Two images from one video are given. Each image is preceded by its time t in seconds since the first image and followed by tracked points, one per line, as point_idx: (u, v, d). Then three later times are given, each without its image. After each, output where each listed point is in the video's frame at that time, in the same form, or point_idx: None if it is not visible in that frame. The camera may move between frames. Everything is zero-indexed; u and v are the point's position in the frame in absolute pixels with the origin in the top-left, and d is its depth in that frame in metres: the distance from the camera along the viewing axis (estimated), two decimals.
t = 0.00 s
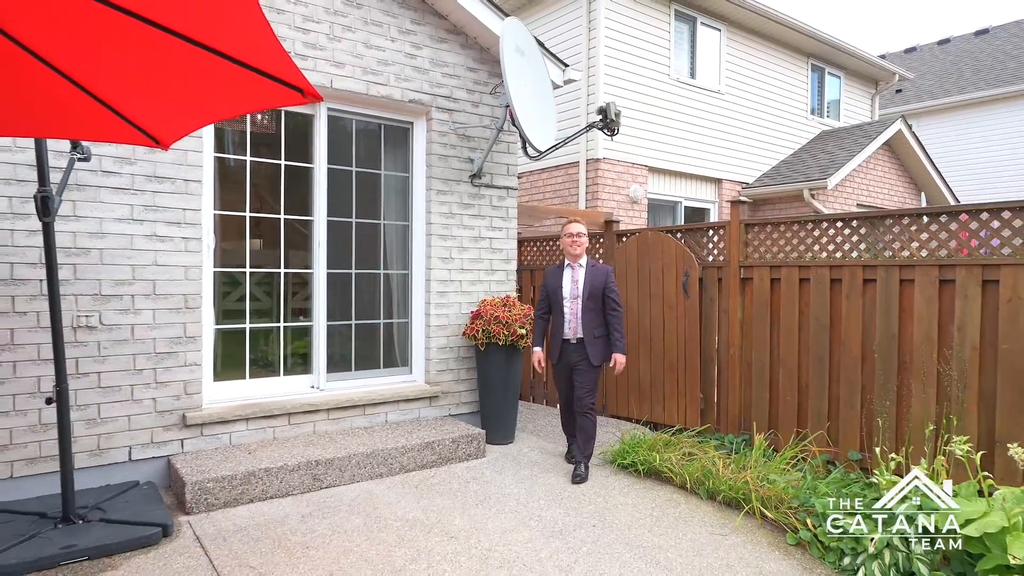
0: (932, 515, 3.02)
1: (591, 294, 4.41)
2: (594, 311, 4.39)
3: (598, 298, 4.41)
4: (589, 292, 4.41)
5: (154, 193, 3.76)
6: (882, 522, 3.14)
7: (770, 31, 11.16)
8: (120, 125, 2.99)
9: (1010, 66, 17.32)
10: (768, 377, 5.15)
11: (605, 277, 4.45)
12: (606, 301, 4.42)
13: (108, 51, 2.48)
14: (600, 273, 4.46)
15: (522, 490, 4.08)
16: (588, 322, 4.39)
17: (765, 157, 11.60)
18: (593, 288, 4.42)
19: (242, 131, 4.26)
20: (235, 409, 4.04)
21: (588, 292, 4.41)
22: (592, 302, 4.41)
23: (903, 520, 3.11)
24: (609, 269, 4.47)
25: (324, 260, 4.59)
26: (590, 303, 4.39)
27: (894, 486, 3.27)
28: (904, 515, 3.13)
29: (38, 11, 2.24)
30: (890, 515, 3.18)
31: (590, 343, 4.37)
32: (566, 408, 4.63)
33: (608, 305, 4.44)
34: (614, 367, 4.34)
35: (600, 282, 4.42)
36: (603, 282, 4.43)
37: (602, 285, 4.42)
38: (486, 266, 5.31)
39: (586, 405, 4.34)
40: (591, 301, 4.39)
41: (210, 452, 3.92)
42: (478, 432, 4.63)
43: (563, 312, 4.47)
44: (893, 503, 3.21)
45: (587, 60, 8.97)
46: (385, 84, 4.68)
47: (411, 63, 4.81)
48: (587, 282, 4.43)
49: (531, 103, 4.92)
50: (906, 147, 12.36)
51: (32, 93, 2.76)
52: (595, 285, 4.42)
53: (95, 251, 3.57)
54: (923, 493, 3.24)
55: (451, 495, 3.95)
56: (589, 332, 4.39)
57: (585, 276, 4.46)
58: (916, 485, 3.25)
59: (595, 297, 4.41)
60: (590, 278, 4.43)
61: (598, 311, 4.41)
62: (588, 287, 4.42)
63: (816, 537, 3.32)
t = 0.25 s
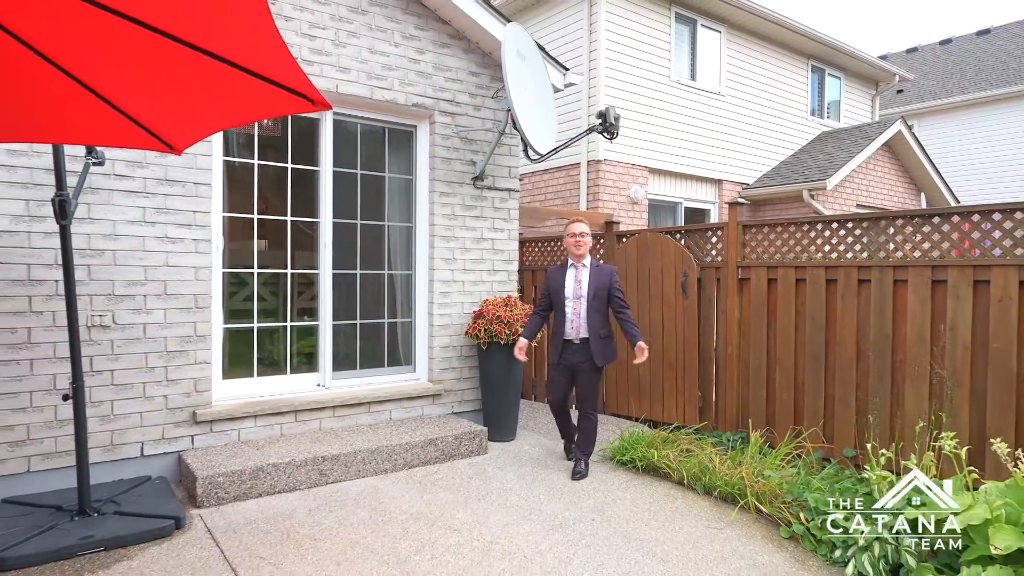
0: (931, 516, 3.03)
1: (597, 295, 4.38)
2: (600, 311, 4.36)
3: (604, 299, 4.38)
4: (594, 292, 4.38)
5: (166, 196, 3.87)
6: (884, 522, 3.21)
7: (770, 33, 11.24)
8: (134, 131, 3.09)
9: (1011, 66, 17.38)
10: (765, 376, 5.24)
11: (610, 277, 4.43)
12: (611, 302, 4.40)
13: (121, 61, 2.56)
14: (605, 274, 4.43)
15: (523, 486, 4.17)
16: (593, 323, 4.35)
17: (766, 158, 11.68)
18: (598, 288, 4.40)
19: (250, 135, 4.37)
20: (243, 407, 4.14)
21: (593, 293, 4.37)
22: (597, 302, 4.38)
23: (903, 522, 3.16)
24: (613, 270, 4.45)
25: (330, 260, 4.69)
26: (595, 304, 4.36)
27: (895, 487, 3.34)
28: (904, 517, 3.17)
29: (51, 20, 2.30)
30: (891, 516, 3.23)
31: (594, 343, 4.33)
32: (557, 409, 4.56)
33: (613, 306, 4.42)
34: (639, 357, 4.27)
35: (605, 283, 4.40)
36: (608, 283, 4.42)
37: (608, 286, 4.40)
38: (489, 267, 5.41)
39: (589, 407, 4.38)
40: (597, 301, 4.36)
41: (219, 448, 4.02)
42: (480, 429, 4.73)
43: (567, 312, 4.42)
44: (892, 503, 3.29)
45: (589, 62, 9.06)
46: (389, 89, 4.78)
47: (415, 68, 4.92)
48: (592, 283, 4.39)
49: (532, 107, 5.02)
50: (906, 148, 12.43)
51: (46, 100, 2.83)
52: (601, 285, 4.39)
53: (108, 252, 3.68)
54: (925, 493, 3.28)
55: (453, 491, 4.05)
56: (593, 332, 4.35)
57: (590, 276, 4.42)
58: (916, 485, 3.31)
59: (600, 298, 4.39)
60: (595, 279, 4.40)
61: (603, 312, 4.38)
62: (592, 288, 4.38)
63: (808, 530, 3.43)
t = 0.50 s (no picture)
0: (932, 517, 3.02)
1: (599, 296, 4.40)
2: (602, 312, 4.38)
3: (606, 300, 4.41)
4: (597, 293, 4.40)
5: (177, 198, 3.98)
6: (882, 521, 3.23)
7: (770, 35, 11.33)
8: (143, 133, 3.13)
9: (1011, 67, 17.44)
10: (762, 375, 5.34)
11: (612, 279, 4.47)
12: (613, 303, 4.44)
13: (131, 64, 2.59)
14: (606, 276, 4.46)
15: (524, 482, 4.27)
16: (596, 324, 4.37)
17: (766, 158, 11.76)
18: (601, 290, 4.42)
19: (258, 138, 4.48)
20: (252, 404, 4.25)
21: (596, 295, 4.39)
22: (600, 304, 4.40)
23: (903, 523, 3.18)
24: (615, 271, 4.49)
25: (336, 261, 4.80)
26: (598, 305, 4.38)
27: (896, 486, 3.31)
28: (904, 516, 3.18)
29: (60, 24, 2.33)
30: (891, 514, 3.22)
31: (597, 344, 4.35)
32: (551, 410, 4.42)
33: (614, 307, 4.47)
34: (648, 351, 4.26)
35: (607, 284, 4.43)
36: (610, 285, 4.45)
37: (610, 287, 4.44)
38: (491, 267, 5.51)
39: (588, 408, 4.46)
40: (600, 302, 4.38)
41: (229, 444, 4.13)
42: (482, 426, 4.83)
43: (569, 313, 4.41)
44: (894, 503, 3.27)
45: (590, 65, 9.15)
46: (394, 93, 4.89)
47: (419, 72, 5.02)
48: (594, 284, 4.41)
49: (533, 110, 5.12)
50: (905, 149, 12.51)
51: (54, 104, 2.85)
52: (603, 286, 4.42)
53: (121, 253, 3.79)
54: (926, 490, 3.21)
55: (457, 486, 4.15)
56: (596, 333, 4.36)
57: (592, 277, 4.43)
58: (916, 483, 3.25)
59: (602, 299, 4.41)
60: (597, 281, 4.42)
61: (605, 313, 4.40)
62: (595, 289, 4.40)
63: (802, 524, 3.53)
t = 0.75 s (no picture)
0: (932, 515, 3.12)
1: (598, 298, 4.42)
2: (601, 315, 4.40)
3: (604, 302, 4.43)
4: (595, 295, 4.41)
5: (187, 201, 4.08)
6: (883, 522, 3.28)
7: (770, 37, 11.41)
8: (150, 133, 3.12)
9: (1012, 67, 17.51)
10: (760, 373, 5.44)
11: (610, 281, 4.49)
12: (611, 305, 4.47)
13: (135, 68, 2.54)
14: (604, 278, 4.48)
15: (526, 478, 4.37)
16: (595, 326, 4.39)
17: (766, 159, 11.84)
18: (599, 292, 4.44)
19: (266, 142, 4.58)
20: (260, 401, 4.35)
21: (595, 297, 4.41)
22: (598, 306, 4.42)
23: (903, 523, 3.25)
24: (612, 272, 4.52)
25: (341, 262, 4.90)
26: (597, 307, 4.40)
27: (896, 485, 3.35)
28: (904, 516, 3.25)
29: (64, 30, 2.28)
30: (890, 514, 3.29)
31: (595, 346, 4.38)
32: (552, 411, 4.40)
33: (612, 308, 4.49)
34: (641, 355, 4.36)
35: (605, 286, 4.45)
36: (608, 286, 4.48)
37: (607, 289, 4.46)
38: (494, 268, 5.60)
39: (590, 405, 4.52)
40: (599, 304, 4.40)
41: (238, 440, 4.23)
42: (485, 424, 4.93)
43: (568, 315, 4.43)
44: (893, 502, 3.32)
45: (591, 67, 9.24)
46: (398, 97, 4.98)
47: (423, 76, 5.12)
48: (593, 287, 4.43)
49: (535, 113, 5.22)
50: (905, 150, 12.59)
51: (67, 106, 2.84)
52: (601, 288, 4.44)
53: (134, 254, 3.89)
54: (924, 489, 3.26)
55: (460, 482, 4.25)
56: (594, 335, 4.39)
57: (591, 279, 4.45)
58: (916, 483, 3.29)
59: (600, 301, 4.43)
60: (596, 283, 4.45)
61: (603, 315, 4.43)
62: (594, 291, 4.42)
63: (797, 518, 3.63)
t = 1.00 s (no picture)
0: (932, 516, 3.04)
1: (592, 299, 4.41)
2: (595, 315, 4.38)
3: (599, 302, 4.41)
4: (590, 296, 4.40)
5: (198, 203, 4.18)
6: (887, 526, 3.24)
7: (770, 38, 11.50)
8: (161, 135, 3.15)
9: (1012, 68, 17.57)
10: (758, 372, 5.53)
11: (604, 281, 4.48)
12: (605, 305, 4.44)
13: (150, 74, 2.58)
14: (599, 278, 4.47)
15: (528, 474, 4.47)
16: (589, 326, 4.37)
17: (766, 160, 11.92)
18: (593, 293, 4.42)
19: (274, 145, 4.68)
20: (268, 399, 4.45)
21: (589, 297, 4.39)
22: (592, 306, 4.40)
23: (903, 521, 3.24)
24: (607, 273, 4.50)
25: (347, 263, 5.00)
26: (591, 308, 4.38)
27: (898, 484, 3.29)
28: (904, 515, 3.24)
29: (82, 36, 2.34)
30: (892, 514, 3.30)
31: (590, 347, 4.36)
32: (552, 413, 4.35)
33: (605, 309, 4.48)
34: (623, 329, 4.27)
35: (600, 287, 4.44)
36: (602, 287, 4.46)
37: (602, 290, 4.44)
38: (496, 268, 5.70)
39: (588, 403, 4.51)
40: (593, 305, 4.38)
41: (247, 437, 4.33)
42: (488, 421, 5.03)
43: (563, 316, 4.40)
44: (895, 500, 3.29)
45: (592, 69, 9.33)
46: (403, 101, 5.08)
47: (427, 80, 5.21)
48: (587, 287, 4.41)
49: (537, 116, 5.31)
50: (905, 151, 12.67)
51: (84, 109, 2.91)
52: (596, 289, 4.42)
53: (146, 255, 4.00)
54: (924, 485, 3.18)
55: (463, 478, 4.35)
56: (589, 335, 4.37)
57: (585, 280, 4.43)
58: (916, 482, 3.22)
59: (595, 301, 4.41)
60: (590, 283, 4.43)
61: (597, 316, 4.41)
62: (588, 291, 4.40)
63: (792, 513, 3.73)
